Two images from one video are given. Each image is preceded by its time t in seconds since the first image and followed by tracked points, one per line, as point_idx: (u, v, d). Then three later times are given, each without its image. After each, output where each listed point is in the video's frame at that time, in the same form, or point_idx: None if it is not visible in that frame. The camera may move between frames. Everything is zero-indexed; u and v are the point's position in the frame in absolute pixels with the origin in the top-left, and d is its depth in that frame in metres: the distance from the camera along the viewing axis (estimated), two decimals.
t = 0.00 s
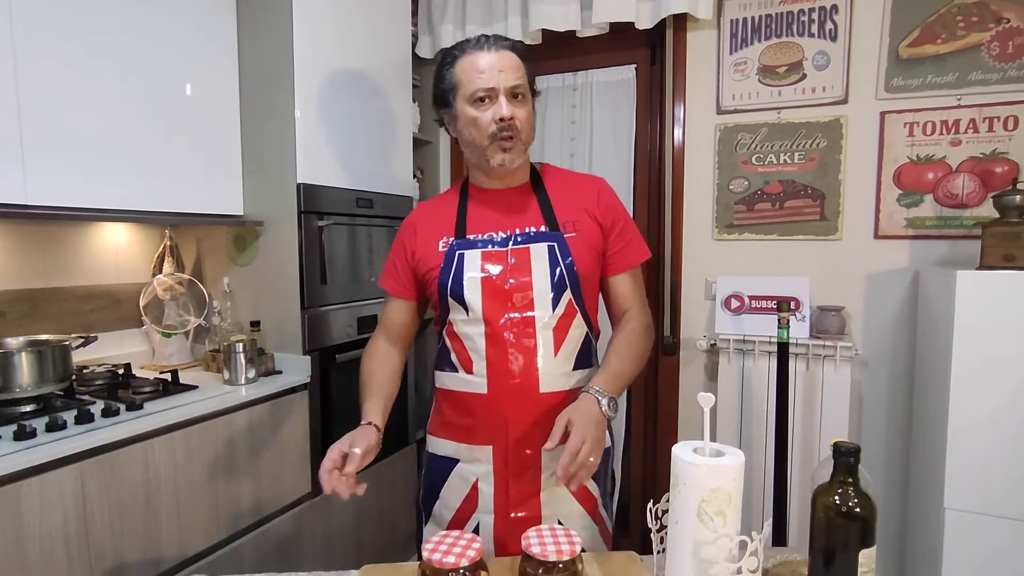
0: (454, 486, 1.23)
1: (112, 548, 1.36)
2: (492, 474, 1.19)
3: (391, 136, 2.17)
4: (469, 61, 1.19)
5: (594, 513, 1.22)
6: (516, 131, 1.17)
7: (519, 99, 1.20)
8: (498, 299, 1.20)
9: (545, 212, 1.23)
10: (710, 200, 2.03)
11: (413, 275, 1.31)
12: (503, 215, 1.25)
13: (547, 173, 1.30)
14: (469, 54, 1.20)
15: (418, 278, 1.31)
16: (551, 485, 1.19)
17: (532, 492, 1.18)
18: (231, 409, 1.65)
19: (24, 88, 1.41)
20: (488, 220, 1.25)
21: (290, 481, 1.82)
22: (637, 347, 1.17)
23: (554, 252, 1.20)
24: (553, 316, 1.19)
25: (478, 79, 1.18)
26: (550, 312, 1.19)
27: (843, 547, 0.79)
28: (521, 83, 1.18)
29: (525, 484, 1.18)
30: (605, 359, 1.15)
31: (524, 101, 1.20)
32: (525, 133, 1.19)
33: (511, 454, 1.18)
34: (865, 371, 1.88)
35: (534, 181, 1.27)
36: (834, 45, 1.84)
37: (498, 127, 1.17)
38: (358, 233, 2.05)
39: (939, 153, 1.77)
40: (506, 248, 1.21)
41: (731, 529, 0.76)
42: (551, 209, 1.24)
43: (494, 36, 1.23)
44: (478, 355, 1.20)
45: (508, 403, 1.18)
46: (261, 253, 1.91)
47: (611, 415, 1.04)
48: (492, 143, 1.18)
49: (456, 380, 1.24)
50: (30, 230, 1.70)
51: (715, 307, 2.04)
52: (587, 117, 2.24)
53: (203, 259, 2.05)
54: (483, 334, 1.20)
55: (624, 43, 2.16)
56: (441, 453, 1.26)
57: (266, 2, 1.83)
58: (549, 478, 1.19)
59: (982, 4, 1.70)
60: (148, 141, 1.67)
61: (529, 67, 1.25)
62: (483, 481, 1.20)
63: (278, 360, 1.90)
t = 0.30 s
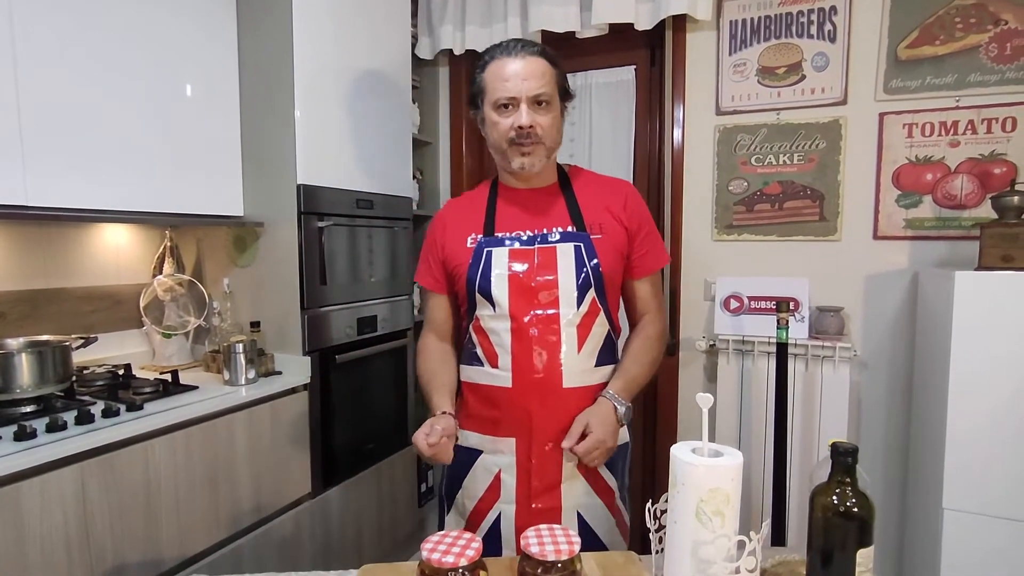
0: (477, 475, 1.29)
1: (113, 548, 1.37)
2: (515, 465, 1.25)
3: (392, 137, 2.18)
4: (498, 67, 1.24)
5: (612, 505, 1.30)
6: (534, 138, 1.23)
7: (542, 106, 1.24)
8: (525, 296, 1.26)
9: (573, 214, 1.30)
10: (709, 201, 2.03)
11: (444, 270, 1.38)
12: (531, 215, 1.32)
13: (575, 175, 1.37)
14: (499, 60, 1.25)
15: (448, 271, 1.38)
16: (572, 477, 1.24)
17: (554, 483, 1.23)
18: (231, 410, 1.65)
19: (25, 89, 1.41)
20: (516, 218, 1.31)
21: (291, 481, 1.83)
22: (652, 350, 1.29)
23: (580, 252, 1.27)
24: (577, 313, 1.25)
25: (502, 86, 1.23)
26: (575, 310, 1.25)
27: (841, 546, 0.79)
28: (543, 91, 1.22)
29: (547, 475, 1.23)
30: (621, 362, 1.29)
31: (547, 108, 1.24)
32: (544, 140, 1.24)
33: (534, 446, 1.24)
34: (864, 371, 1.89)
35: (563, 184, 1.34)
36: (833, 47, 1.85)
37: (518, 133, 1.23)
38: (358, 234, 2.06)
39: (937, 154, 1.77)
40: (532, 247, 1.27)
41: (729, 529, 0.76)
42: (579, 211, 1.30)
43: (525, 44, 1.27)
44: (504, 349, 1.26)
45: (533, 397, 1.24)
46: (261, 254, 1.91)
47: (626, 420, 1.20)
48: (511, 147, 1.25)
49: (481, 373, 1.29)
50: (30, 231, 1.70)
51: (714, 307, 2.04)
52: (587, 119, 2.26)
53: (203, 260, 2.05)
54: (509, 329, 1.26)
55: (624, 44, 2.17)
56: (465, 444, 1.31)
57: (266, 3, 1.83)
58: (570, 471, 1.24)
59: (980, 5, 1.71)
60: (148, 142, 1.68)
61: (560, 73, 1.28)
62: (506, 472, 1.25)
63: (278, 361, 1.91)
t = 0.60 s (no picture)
0: (494, 466, 1.37)
1: (115, 550, 1.37)
2: (533, 456, 1.34)
3: (393, 138, 2.18)
4: (524, 78, 1.28)
5: (624, 496, 1.38)
6: (551, 151, 1.28)
7: (562, 120, 1.28)
8: (547, 294, 1.32)
9: (596, 217, 1.37)
10: (710, 202, 2.03)
11: (467, 265, 1.43)
12: (555, 217, 1.38)
13: (599, 180, 1.43)
14: (526, 72, 1.29)
15: (472, 268, 1.43)
16: (587, 468, 1.34)
17: (570, 475, 1.32)
18: (234, 411, 1.66)
19: (27, 90, 1.41)
20: (541, 220, 1.38)
21: (294, 482, 1.83)
22: (677, 350, 1.34)
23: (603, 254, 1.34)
24: (597, 312, 1.32)
25: (525, 99, 1.27)
26: (595, 309, 1.32)
27: (842, 547, 0.79)
28: (563, 107, 1.26)
29: (564, 467, 1.32)
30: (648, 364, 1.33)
31: (567, 121, 1.28)
32: (562, 152, 1.30)
33: (552, 438, 1.32)
34: (864, 372, 1.89)
35: (587, 188, 1.40)
36: (833, 48, 1.85)
37: (535, 146, 1.29)
38: (359, 236, 2.06)
39: (938, 155, 1.77)
40: (557, 247, 1.33)
41: (731, 530, 0.76)
42: (602, 215, 1.37)
43: (553, 56, 1.30)
44: (525, 344, 1.33)
45: (552, 392, 1.32)
46: (263, 255, 1.91)
47: (654, 419, 1.23)
48: (529, 157, 1.31)
49: (503, 367, 1.36)
50: (30, 233, 1.70)
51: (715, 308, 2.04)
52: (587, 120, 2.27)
53: (204, 261, 2.05)
54: (531, 326, 1.33)
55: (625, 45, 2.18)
56: (483, 436, 1.40)
57: (267, 5, 1.84)
58: (585, 462, 1.33)
59: (981, 7, 1.71)
60: (149, 144, 1.68)
61: (585, 86, 1.32)
62: (523, 463, 1.34)
63: (279, 361, 1.91)
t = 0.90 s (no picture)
0: (497, 459, 1.38)
1: (112, 551, 1.36)
2: (536, 452, 1.34)
3: (392, 140, 2.18)
4: (548, 88, 1.28)
5: (621, 492, 1.41)
6: (574, 161, 1.28)
7: (585, 131, 1.28)
8: (557, 298, 1.34)
9: (608, 226, 1.38)
10: (708, 205, 2.04)
11: (481, 264, 1.44)
12: (570, 223, 1.39)
13: (614, 188, 1.44)
14: (550, 81, 1.28)
15: (485, 267, 1.44)
16: (587, 466, 1.35)
17: (570, 471, 1.34)
18: (232, 413, 1.66)
19: (27, 90, 1.41)
20: (556, 226, 1.39)
21: (292, 483, 1.83)
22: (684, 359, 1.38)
23: (612, 263, 1.35)
24: (604, 318, 1.34)
25: (549, 109, 1.27)
26: (603, 315, 1.34)
27: (841, 550, 0.80)
28: (588, 118, 1.26)
29: (565, 462, 1.34)
30: (657, 372, 1.35)
31: (590, 132, 1.28)
32: (584, 162, 1.30)
33: (556, 437, 1.33)
34: (862, 376, 1.90)
35: (604, 197, 1.41)
36: (831, 53, 1.86)
37: (558, 156, 1.29)
38: (358, 238, 2.06)
39: (935, 160, 1.78)
40: (568, 253, 1.35)
41: (730, 533, 0.77)
42: (615, 224, 1.38)
43: (578, 67, 1.29)
44: (534, 345, 1.34)
45: (559, 393, 1.33)
46: (262, 257, 1.91)
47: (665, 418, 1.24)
48: (552, 166, 1.31)
49: (512, 366, 1.38)
50: (29, 234, 1.70)
51: (713, 311, 2.05)
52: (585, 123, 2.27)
53: (203, 263, 2.05)
54: (540, 328, 1.34)
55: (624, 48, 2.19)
56: (488, 429, 1.40)
57: (267, 7, 1.84)
58: (585, 461, 1.35)
59: (978, 13, 1.72)
60: (149, 145, 1.68)
61: (607, 97, 1.32)
62: (528, 457, 1.35)
63: (277, 363, 1.91)
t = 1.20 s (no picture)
0: (489, 452, 1.41)
1: (108, 552, 1.36)
2: (526, 445, 1.37)
3: (390, 141, 2.19)
4: (548, 97, 1.29)
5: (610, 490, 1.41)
6: (573, 169, 1.30)
7: (584, 139, 1.30)
8: (548, 295, 1.36)
9: (602, 227, 1.39)
10: (705, 209, 2.05)
11: (482, 262, 1.45)
12: (564, 223, 1.40)
13: (609, 191, 1.45)
14: (551, 90, 1.29)
15: (484, 264, 1.45)
16: (576, 461, 1.37)
17: (560, 465, 1.37)
18: (228, 413, 1.65)
19: (26, 90, 1.42)
20: (550, 225, 1.40)
21: (288, 484, 1.83)
22: (673, 361, 1.34)
23: (603, 262, 1.36)
24: (594, 315, 1.36)
25: (549, 117, 1.29)
26: (592, 312, 1.36)
27: (835, 551, 0.80)
28: (587, 127, 1.27)
29: (554, 457, 1.36)
30: (644, 368, 1.32)
31: (589, 141, 1.30)
32: (583, 170, 1.32)
33: (545, 430, 1.36)
34: (857, 378, 1.90)
35: (599, 199, 1.42)
36: (827, 57, 1.87)
37: (557, 164, 1.31)
38: (355, 239, 2.06)
39: (930, 163, 1.79)
40: (560, 252, 1.37)
41: (725, 533, 0.77)
42: (608, 225, 1.39)
43: (579, 77, 1.30)
44: (525, 340, 1.37)
45: (551, 387, 1.36)
46: (259, 257, 1.91)
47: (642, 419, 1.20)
48: (550, 173, 1.33)
49: (504, 361, 1.40)
50: (25, 234, 1.70)
51: (709, 314, 2.05)
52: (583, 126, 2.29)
53: (200, 263, 2.05)
54: (531, 323, 1.36)
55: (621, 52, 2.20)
56: (482, 423, 1.44)
57: (266, 8, 1.84)
58: (574, 456, 1.37)
59: (972, 18, 1.73)
60: (147, 145, 1.68)
61: (607, 106, 1.32)
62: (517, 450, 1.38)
63: (274, 364, 1.91)
